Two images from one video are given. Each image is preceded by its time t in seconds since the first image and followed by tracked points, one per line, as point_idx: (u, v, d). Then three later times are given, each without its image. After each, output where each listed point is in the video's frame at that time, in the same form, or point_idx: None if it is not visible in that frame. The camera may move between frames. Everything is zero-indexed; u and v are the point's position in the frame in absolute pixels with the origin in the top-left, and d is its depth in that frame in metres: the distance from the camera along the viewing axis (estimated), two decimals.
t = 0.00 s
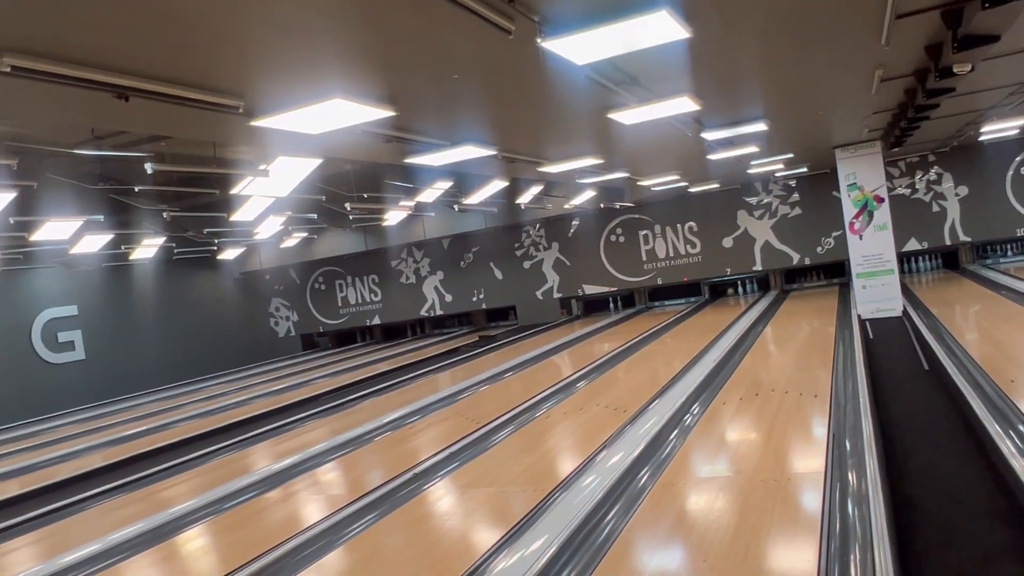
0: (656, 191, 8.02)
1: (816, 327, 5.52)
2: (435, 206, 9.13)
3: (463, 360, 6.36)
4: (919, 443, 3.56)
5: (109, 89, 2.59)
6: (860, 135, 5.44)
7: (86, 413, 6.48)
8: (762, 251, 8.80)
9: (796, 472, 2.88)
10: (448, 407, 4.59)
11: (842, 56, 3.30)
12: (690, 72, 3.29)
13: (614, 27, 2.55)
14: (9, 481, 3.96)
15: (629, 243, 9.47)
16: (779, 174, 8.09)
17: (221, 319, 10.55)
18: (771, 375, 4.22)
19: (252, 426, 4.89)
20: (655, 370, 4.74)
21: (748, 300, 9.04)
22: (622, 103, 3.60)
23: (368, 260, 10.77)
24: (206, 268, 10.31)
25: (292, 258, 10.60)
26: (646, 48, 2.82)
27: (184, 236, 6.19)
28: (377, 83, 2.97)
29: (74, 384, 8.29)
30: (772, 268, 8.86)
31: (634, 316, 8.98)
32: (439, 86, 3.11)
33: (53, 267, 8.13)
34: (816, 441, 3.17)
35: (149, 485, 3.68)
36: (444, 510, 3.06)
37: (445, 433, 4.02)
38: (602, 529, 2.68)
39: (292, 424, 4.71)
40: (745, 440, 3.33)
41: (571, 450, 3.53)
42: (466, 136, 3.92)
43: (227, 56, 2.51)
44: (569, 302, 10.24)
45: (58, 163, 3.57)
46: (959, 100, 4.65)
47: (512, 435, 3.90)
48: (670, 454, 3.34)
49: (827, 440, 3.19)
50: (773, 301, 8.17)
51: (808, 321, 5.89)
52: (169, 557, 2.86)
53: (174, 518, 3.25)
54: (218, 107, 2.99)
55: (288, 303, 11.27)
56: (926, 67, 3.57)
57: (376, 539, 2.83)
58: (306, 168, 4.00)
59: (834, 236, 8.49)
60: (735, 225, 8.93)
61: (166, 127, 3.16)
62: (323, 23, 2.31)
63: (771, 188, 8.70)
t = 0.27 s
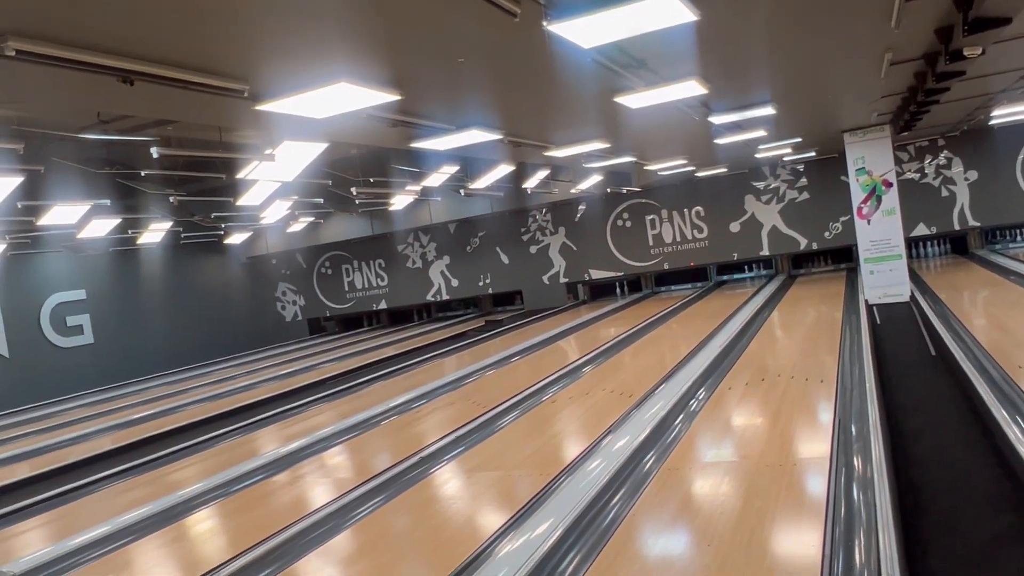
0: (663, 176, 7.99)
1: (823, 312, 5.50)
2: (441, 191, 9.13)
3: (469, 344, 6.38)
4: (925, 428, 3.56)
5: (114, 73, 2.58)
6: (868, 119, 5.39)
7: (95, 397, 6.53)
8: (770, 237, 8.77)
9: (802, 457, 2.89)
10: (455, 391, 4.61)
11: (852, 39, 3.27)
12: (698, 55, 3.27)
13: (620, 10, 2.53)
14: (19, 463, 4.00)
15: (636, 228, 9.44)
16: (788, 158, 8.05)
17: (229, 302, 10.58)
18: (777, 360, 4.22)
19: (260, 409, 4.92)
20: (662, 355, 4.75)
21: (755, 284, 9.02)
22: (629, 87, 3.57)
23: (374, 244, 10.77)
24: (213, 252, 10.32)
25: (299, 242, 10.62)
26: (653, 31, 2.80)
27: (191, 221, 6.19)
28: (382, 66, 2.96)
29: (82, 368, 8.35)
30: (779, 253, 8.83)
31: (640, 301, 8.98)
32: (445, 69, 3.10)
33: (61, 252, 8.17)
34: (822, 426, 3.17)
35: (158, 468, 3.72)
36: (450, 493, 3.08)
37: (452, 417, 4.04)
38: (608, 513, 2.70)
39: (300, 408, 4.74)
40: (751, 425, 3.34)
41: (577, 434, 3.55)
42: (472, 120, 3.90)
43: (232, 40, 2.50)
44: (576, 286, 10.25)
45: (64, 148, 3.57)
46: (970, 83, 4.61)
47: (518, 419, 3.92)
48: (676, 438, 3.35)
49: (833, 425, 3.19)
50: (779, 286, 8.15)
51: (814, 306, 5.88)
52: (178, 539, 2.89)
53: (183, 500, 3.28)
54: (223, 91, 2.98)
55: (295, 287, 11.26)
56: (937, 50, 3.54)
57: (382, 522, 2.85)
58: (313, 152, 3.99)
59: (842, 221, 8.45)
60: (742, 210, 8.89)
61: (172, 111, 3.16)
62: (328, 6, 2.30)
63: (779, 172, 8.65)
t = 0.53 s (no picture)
0: (675, 157, 7.94)
1: (835, 295, 5.47)
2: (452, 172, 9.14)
3: (480, 325, 6.39)
4: (937, 412, 3.55)
5: (126, 52, 2.58)
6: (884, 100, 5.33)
7: (110, 375, 6.59)
8: (782, 220, 8.72)
9: (812, 440, 2.89)
10: (466, 372, 4.63)
11: (868, 19, 3.23)
12: (712, 35, 3.24)
13: None
14: (35, 441, 4.05)
15: (648, 210, 9.40)
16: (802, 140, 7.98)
17: (242, 280, 10.61)
18: (789, 344, 4.21)
19: (272, 388, 4.96)
20: (673, 338, 4.74)
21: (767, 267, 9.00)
22: (643, 67, 3.54)
23: (385, 225, 10.76)
24: (225, 233, 10.32)
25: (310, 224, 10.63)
26: (667, 11, 2.77)
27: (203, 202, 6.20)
28: (394, 47, 2.94)
29: (96, 347, 8.42)
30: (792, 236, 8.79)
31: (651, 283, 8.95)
32: (457, 49, 3.08)
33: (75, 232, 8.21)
34: (833, 409, 3.17)
35: (172, 446, 3.76)
36: (461, 474, 3.10)
37: (463, 398, 4.06)
38: (618, 495, 2.71)
39: (311, 388, 4.77)
40: (762, 408, 3.34)
41: (587, 416, 3.56)
42: (484, 101, 3.88)
43: (243, 19, 2.49)
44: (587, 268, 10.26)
45: (77, 128, 3.58)
46: (988, 64, 4.54)
47: (529, 401, 3.94)
48: (687, 421, 3.36)
49: (844, 408, 3.19)
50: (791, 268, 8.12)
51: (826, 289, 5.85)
52: (191, 516, 2.93)
53: (196, 478, 3.32)
54: (234, 70, 2.97)
55: (307, 267, 11.30)
56: (955, 30, 3.48)
57: (394, 502, 2.87)
58: (324, 133, 3.99)
59: (856, 204, 8.39)
60: (755, 193, 8.84)
61: (184, 91, 3.16)
62: None
63: (793, 154, 8.58)
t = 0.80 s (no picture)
0: (699, 119, 7.84)
1: (861, 260, 5.40)
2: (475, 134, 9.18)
3: (501, 289, 6.41)
4: (965, 376, 3.51)
5: (151, 5, 2.57)
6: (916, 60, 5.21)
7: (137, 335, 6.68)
8: (808, 182, 8.66)
9: (835, 404, 2.87)
10: (488, 334, 4.65)
11: None
12: None
13: None
14: (64, 398, 4.12)
15: (672, 172, 9.30)
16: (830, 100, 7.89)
17: (267, 243, 10.65)
18: (813, 308, 4.17)
19: (295, 348, 5.01)
20: (695, 301, 4.72)
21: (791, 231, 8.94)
22: (671, 22, 3.48)
23: (406, 188, 10.69)
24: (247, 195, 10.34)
25: (334, 186, 10.76)
26: None
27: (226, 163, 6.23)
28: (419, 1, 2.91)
29: (123, 308, 8.53)
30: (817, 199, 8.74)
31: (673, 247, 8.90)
32: (482, 4, 3.04)
33: (101, 193, 8.29)
34: (857, 373, 3.14)
35: (197, 403, 3.81)
36: (482, 433, 3.12)
37: (484, 359, 4.08)
38: (638, 456, 2.71)
39: (335, 348, 4.82)
40: (784, 372, 3.32)
41: (609, 377, 3.56)
42: (508, 58, 3.85)
43: None
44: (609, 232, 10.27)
45: (102, 87, 3.60)
46: None
47: (550, 362, 3.95)
48: (708, 384, 3.35)
49: (868, 372, 3.16)
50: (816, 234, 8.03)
51: (851, 255, 5.78)
52: (217, 472, 2.97)
53: (222, 435, 3.37)
54: (259, 26, 2.96)
55: (329, 231, 11.28)
56: None
57: (417, 460, 2.90)
58: (348, 89, 3.99)
59: (885, 166, 8.33)
60: (781, 154, 8.76)
61: (209, 46, 3.15)
62: None
63: (820, 116, 8.51)
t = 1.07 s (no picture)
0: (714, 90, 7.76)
1: (874, 235, 5.37)
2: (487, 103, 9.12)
3: (511, 260, 6.40)
4: (980, 349, 3.49)
5: None
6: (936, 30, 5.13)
7: (149, 304, 6.72)
8: (823, 155, 8.58)
9: (849, 378, 2.85)
10: (499, 304, 4.65)
11: None
12: None
13: None
14: (78, 365, 4.16)
15: (684, 144, 9.26)
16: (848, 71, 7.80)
17: (280, 214, 10.64)
18: (826, 282, 4.15)
19: (306, 317, 5.03)
20: (707, 274, 4.70)
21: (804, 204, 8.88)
22: None
23: (417, 158, 10.71)
24: (258, 163, 10.32)
25: (343, 155, 10.60)
26: None
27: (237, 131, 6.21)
28: None
29: (135, 277, 8.58)
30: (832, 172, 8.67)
31: (685, 220, 8.85)
32: None
33: (113, 160, 8.31)
34: (871, 348, 3.12)
35: (209, 370, 3.84)
36: (492, 403, 3.12)
37: (495, 329, 4.08)
38: (650, 429, 2.71)
39: (345, 317, 4.83)
40: (797, 346, 3.30)
41: (619, 349, 3.56)
42: (523, 23, 3.80)
43: None
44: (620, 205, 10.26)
45: (111, 52, 3.61)
46: None
47: (560, 333, 3.95)
48: (720, 358, 3.34)
49: (882, 346, 3.14)
50: (830, 207, 7.98)
51: (864, 230, 5.73)
52: (229, 438, 3.00)
53: (233, 402, 3.39)
54: None
55: (340, 201, 11.24)
56: None
57: (428, 429, 2.91)
58: (361, 56, 3.97)
59: (901, 139, 8.23)
60: (796, 126, 8.66)
61: (222, 10, 3.14)
62: None
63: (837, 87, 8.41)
